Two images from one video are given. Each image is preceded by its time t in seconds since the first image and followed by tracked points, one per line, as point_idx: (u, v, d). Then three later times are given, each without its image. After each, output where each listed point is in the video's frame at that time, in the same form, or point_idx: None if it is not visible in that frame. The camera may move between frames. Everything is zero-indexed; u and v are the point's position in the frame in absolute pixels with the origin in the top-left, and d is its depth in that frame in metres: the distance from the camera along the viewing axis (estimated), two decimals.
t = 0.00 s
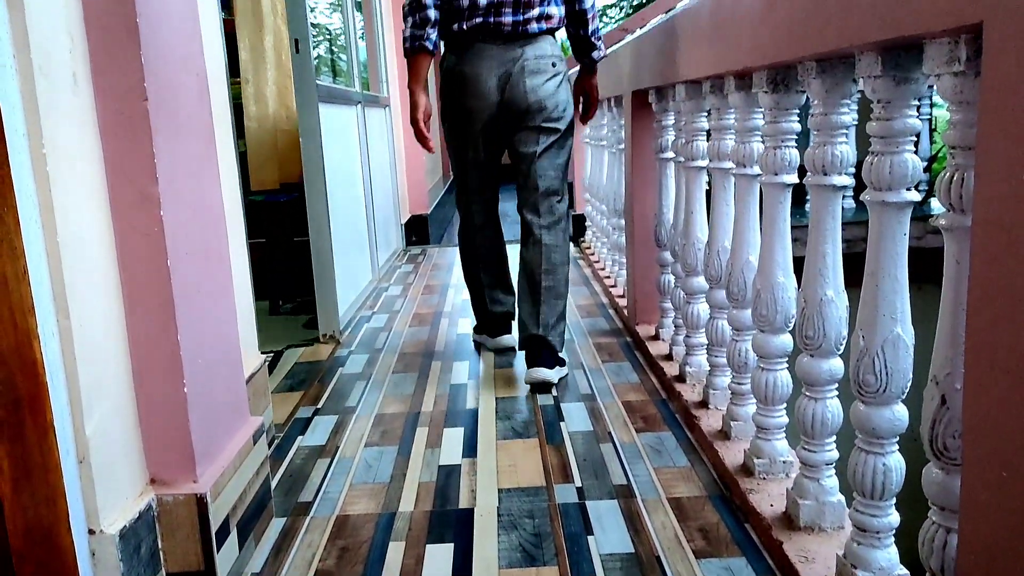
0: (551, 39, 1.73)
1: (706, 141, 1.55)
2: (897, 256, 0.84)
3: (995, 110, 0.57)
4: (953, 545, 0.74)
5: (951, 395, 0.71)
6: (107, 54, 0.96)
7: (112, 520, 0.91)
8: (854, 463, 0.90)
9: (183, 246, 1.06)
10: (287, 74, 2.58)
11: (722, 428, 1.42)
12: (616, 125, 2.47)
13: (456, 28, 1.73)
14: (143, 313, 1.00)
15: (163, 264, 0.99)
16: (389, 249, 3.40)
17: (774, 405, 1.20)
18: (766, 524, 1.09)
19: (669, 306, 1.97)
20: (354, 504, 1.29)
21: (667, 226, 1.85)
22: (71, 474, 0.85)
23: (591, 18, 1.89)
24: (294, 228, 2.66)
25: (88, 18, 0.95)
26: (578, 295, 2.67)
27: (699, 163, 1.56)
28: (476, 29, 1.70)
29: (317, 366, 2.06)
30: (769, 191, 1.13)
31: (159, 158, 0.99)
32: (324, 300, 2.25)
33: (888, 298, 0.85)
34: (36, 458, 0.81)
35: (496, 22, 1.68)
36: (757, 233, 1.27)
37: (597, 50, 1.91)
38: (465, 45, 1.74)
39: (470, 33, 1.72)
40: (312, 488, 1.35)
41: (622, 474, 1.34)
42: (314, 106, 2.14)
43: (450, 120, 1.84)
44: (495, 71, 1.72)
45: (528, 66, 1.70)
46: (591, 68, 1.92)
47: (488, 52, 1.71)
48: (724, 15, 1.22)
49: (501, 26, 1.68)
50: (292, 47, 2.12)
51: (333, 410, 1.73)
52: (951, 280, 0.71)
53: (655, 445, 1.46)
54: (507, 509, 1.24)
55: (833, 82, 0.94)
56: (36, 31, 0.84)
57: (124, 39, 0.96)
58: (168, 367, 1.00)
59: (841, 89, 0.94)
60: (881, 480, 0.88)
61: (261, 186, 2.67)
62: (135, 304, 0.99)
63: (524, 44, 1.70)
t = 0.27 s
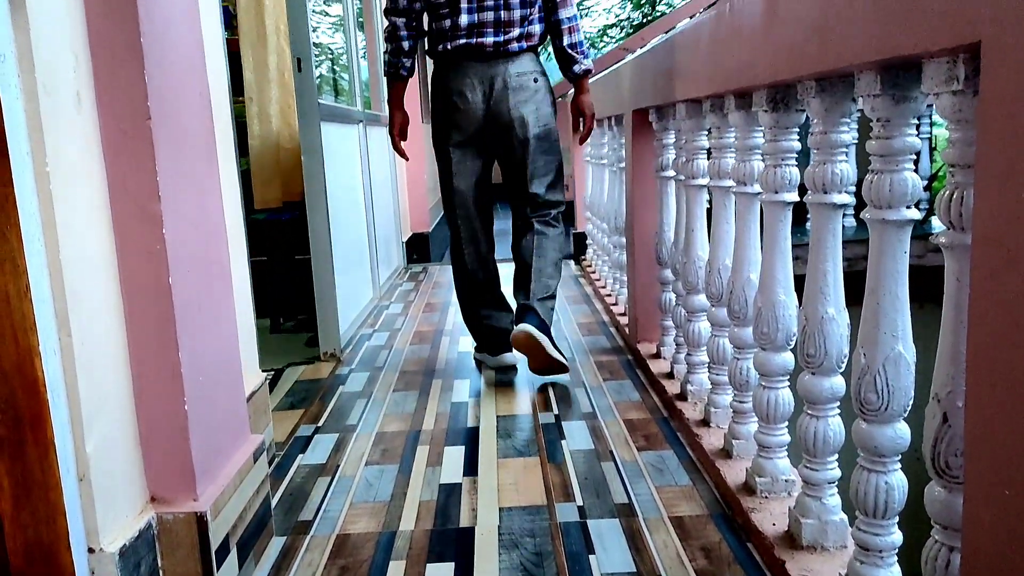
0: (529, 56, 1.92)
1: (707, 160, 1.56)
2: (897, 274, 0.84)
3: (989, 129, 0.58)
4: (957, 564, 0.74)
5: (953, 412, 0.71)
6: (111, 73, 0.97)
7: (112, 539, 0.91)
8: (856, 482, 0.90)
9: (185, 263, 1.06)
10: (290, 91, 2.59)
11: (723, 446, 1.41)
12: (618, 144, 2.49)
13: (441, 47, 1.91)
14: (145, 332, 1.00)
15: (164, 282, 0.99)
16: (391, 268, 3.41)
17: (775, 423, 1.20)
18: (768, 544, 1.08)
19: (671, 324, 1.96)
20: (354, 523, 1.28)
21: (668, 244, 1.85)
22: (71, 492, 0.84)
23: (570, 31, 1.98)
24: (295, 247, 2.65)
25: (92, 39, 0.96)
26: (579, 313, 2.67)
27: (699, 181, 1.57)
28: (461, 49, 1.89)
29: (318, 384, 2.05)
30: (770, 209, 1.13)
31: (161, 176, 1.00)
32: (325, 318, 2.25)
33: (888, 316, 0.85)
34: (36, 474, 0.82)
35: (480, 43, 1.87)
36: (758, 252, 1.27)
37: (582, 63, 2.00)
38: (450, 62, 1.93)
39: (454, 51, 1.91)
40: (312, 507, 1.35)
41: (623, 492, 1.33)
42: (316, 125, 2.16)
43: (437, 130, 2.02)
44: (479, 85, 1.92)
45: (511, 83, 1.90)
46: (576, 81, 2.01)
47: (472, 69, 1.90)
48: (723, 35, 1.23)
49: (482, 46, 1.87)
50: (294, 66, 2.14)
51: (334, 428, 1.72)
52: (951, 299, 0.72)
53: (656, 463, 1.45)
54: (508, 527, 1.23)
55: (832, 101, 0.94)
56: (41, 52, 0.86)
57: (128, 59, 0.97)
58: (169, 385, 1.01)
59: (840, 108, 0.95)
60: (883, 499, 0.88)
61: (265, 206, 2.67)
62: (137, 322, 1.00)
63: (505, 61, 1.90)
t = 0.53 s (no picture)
0: (519, 78, 1.99)
1: (707, 177, 1.57)
2: (898, 291, 0.85)
3: (987, 144, 0.58)
4: None
5: (954, 430, 0.71)
6: (114, 92, 0.99)
7: (112, 555, 0.92)
8: (858, 499, 0.90)
9: (188, 281, 1.08)
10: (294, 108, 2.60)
11: (724, 464, 1.41)
12: (619, 162, 2.50)
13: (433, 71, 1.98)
14: (146, 348, 1.01)
15: (167, 299, 1.01)
16: (392, 284, 3.41)
17: (777, 440, 1.20)
18: (771, 562, 1.07)
19: (672, 341, 1.97)
20: (354, 541, 1.27)
21: (668, 261, 1.86)
22: (72, 510, 0.86)
23: (554, 50, 2.00)
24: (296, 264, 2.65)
25: (97, 58, 0.98)
26: (580, 330, 2.68)
27: (700, 199, 1.58)
28: (456, 72, 1.96)
29: (319, 401, 2.05)
30: (770, 226, 1.14)
31: (164, 193, 1.02)
32: (326, 335, 2.25)
33: (890, 333, 0.85)
34: (37, 491, 0.82)
35: (473, 68, 1.95)
36: (759, 268, 1.28)
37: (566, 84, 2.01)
38: (444, 87, 2.00)
39: (448, 76, 1.98)
40: (312, 524, 1.34)
41: (625, 510, 1.33)
42: (317, 142, 2.17)
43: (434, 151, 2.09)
44: (474, 108, 1.99)
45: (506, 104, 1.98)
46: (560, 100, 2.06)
47: (467, 92, 1.98)
48: (722, 54, 1.24)
49: (476, 70, 1.95)
50: (297, 84, 2.16)
51: (335, 445, 1.72)
52: (951, 316, 0.72)
53: (657, 481, 1.45)
54: (508, 544, 1.23)
55: (832, 119, 0.95)
56: (46, 70, 0.87)
57: (132, 78, 0.99)
58: (169, 402, 1.02)
59: (840, 126, 0.95)
60: (885, 516, 0.88)
61: (269, 224, 2.70)
62: (138, 339, 1.01)
63: (498, 83, 1.97)
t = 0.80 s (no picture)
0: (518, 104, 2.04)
1: (707, 194, 1.58)
2: (899, 307, 0.85)
3: (985, 157, 0.59)
4: None
5: (956, 445, 0.71)
6: (118, 108, 1.02)
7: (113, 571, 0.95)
8: (861, 515, 0.90)
9: (190, 294, 1.10)
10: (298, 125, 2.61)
11: (726, 480, 1.40)
12: (619, 178, 2.51)
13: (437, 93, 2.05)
14: (147, 361, 1.04)
15: (168, 315, 1.03)
16: (393, 300, 3.42)
17: (778, 457, 1.19)
18: None
19: (673, 357, 1.96)
20: (355, 557, 1.27)
21: (669, 278, 1.86)
22: (71, 528, 0.86)
23: (545, 75, 2.00)
24: (297, 280, 2.65)
25: (102, 76, 1.01)
26: (581, 346, 2.67)
27: (700, 215, 1.58)
28: (459, 96, 2.03)
29: (320, 417, 2.04)
30: (771, 242, 1.14)
31: (167, 209, 1.04)
32: (327, 351, 2.24)
33: (891, 349, 0.85)
34: (37, 509, 0.82)
35: (476, 91, 2.02)
36: (760, 284, 1.28)
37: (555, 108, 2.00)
38: (448, 110, 2.08)
39: (451, 98, 2.05)
40: (313, 540, 1.33)
41: (626, 527, 1.32)
42: (319, 159, 2.19)
43: (438, 172, 2.16)
44: (475, 130, 2.05)
45: (508, 126, 2.04)
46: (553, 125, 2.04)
47: (469, 116, 2.04)
48: (722, 71, 1.25)
49: (478, 94, 2.02)
50: (299, 101, 2.18)
51: (336, 461, 1.71)
52: (952, 332, 0.72)
53: (659, 497, 1.44)
54: (508, 561, 1.22)
55: (832, 135, 0.96)
56: (51, 87, 0.89)
57: (137, 95, 1.02)
58: (169, 418, 1.04)
59: (840, 142, 0.96)
60: (887, 533, 0.88)
61: (274, 239, 2.71)
62: (139, 358, 1.03)
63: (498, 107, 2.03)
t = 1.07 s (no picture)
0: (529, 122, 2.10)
1: (708, 208, 1.59)
2: (899, 320, 0.85)
3: (983, 170, 0.60)
4: None
5: (956, 459, 0.71)
6: (121, 122, 1.03)
7: None
8: (862, 530, 0.90)
9: (190, 307, 1.12)
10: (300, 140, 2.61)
11: (727, 494, 1.40)
12: (620, 193, 2.52)
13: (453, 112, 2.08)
14: (148, 372, 1.05)
15: (169, 328, 1.05)
16: (394, 314, 3.42)
17: (780, 471, 1.19)
18: None
19: (674, 371, 1.96)
20: (354, 572, 1.26)
21: (670, 292, 1.87)
22: (71, 541, 0.87)
23: (560, 102, 2.07)
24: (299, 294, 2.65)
25: (105, 91, 1.03)
26: (581, 361, 2.67)
27: (701, 229, 1.59)
28: (476, 115, 2.07)
29: (320, 432, 2.04)
30: (772, 256, 1.15)
31: (169, 223, 1.05)
32: (328, 365, 2.24)
33: (892, 363, 0.85)
34: (37, 523, 0.82)
35: (492, 111, 2.06)
36: (761, 298, 1.28)
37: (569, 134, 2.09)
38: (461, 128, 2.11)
39: (465, 117, 2.09)
40: (313, 555, 1.33)
41: (627, 541, 1.32)
42: (320, 174, 2.20)
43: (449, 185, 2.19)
44: (488, 148, 2.09)
45: (523, 145, 2.10)
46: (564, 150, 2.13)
47: (483, 134, 2.08)
48: (721, 86, 1.26)
49: (493, 114, 2.06)
50: (301, 115, 2.20)
51: (336, 475, 1.71)
52: (952, 346, 0.73)
53: (660, 512, 1.44)
54: None
55: (832, 150, 0.97)
56: (54, 102, 0.91)
57: (140, 110, 1.03)
58: (170, 432, 1.05)
59: (839, 157, 0.97)
60: (889, 547, 0.87)
61: (277, 254, 2.71)
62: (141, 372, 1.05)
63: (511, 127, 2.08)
